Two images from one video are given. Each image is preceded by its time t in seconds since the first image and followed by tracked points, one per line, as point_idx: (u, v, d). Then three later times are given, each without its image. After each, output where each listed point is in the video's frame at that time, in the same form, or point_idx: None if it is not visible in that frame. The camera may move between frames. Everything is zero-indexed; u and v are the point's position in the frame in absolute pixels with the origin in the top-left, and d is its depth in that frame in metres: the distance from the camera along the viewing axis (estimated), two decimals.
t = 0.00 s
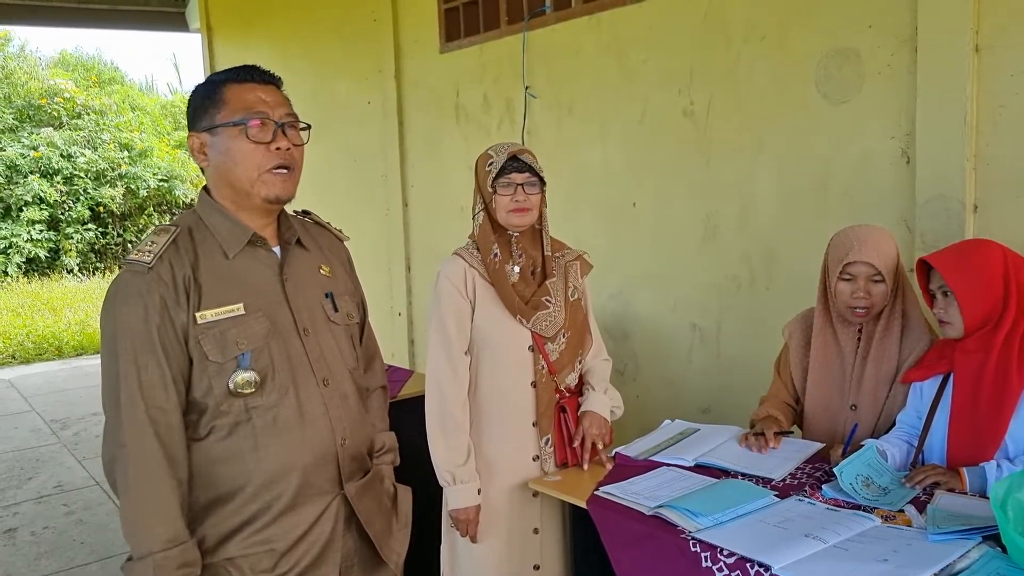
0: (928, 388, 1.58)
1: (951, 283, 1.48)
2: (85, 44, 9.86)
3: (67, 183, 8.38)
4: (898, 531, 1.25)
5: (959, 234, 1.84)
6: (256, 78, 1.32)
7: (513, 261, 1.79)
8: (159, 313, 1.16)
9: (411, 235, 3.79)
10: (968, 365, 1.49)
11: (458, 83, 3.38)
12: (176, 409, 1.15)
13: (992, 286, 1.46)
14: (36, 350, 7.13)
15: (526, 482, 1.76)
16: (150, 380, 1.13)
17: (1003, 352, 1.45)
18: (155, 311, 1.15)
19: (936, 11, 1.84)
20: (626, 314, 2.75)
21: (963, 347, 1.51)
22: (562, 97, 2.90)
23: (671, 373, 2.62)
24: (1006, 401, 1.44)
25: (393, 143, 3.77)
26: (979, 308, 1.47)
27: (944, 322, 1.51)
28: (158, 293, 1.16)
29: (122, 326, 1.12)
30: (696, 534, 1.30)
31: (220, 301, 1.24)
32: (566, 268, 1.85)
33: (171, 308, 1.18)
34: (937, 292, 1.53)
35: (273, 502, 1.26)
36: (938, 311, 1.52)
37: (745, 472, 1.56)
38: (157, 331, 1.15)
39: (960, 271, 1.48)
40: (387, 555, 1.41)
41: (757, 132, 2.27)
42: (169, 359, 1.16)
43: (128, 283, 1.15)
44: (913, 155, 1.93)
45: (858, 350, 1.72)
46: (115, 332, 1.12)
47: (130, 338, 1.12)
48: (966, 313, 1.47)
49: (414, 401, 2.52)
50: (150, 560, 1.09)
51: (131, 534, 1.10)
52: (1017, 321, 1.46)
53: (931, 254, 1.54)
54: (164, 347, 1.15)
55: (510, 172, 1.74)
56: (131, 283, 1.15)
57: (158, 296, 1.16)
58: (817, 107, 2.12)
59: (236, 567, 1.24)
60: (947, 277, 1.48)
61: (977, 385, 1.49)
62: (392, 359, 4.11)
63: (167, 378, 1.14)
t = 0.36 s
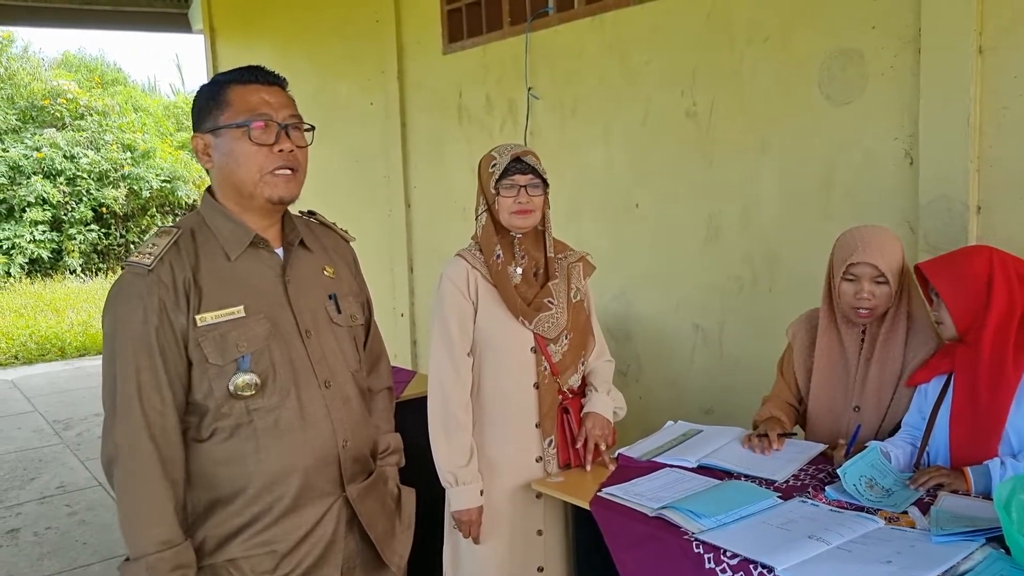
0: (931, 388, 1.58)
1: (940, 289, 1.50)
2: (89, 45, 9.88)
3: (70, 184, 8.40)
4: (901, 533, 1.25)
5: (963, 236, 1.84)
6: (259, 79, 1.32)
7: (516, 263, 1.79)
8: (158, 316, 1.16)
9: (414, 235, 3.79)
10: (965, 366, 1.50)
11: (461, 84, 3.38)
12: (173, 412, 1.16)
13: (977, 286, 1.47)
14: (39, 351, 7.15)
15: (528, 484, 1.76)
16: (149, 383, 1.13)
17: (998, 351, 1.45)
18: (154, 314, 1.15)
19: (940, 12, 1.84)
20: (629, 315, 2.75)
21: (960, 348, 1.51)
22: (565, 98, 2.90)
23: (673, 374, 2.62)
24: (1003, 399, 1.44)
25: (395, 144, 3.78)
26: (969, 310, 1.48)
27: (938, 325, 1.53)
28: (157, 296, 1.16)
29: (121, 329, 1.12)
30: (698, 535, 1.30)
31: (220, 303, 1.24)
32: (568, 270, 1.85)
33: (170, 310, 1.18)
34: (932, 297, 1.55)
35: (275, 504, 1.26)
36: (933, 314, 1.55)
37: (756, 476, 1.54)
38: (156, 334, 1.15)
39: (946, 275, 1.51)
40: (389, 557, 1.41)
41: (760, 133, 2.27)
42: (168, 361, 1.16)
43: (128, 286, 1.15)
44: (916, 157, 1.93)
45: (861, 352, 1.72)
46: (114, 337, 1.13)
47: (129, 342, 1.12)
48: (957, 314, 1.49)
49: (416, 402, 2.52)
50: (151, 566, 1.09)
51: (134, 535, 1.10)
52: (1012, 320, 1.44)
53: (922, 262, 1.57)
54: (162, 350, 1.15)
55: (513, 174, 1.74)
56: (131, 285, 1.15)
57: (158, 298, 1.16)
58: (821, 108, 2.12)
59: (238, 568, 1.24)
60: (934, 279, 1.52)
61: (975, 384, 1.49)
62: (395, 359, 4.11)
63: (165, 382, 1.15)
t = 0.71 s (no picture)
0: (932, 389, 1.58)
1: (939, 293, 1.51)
2: (90, 45, 9.89)
3: (72, 184, 8.41)
4: (902, 534, 1.24)
5: (963, 237, 1.83)
6: (255, 79, 1.32)
7: (515, 263, 1.79)
8: (156, 316, 1.16)
9: (415, 236, 3.79)
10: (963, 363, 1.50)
11: (461, 85, 3.38)
12: (174, 413, 1.15)
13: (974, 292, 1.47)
14: (40, 351, 7.15)
15: (528, 485, 1.76)
16: (147, 384, 1.13)
17: (993, 351, 1.46)
18: (152, 315, 1.15)
19: (940, 12, 1.83)
20: (630, 316, 2.75)
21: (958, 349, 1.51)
22: (565, 98, 2.90)
23: (674, 374, 2.61)
24: (1000, 396, 1.45)
25: (396, 144, 3.78)
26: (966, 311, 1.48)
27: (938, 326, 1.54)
28: (154, 297, 1.16)
29: (120, 329, 1.13)
30: (699, 537, 1.29)
31: (217, 304, 1.24)
32: (567, 270, 1.85)
33: (167, 311, 1.18)
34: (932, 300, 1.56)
35: (273, 505, 1.26)
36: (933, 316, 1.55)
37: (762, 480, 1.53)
38: (154, 335, 1.15)
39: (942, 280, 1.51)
40: (388, 559, 1.41)
41: (760, 134, 2.27)
42: (165, 362, 1.16)
43: (126, 286, 1.15)
44: (917, 158, 1.92)
45: (858, 352, 1.71)
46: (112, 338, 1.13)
47: (127, 344, 1.12)
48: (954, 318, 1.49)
49: (417, 402, 2.52)
50: (150, 567, 1.09)
51: (133, 535, 1.10)
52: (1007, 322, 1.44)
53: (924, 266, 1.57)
54: (161, 352, 1.15)
55: (513, 174, 1.74)
56: (127, 287, 1.15)
57: (156, 299, 1.17)
58: (821, 109, 2.12)
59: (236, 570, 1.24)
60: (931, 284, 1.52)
61: (971, 381, 1.49)
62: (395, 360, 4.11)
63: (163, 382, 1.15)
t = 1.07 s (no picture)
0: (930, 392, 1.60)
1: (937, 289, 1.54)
2: (91, 45, 9.90)
3: (72, 185, 8.42)
4: (902, 536, 1.24)
5: (964, 237, 1.83)
6: (254, 80, 1.32)
7: (514, 264, 1.79)
8: (153, 317, 1.16)
9: (415, 236, 3.79)
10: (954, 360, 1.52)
11: (461, 85, 3.38)
12: (171, 414, 1.15)
13: (972, 292, 1.50)
14: (40, 351, 7.15)
15: (527, 485, 1.76)
16: (145, 385, 1.13)
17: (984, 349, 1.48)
18: (150, 316, 1.15)
19: (940, 12, 1.83)
20: (630, 316, 2.74)
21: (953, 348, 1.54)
22: (566, 99, 2.89)
23: (675, 375, 2.61)
24: (989, 394, 1.46)
25: (396, 145, 3.78)
26: (962, 308, 1.51)
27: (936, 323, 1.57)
28: (155, 297, 1.16)
29: (116, 330, 1.13)
30: (698, 537, 1.29)
31: (216, 304, 1.24)
32: (567, 271, 1.85)
33: (167, 311, 1.18)
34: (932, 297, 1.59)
35: (272, 505, 1.26)
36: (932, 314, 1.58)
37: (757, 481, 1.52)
38: (151, 335, 1.15)
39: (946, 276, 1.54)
40: (387, 559, 1.41)
41: (760, 134, 2.27)
42: (165, 363, 1.16)
43: (123, 286, 1.15)
44: (917, 158, 1.92)
45: (847, 349, 1.70)
46: (112, 338, 1.13)
47: (127, 344, 1.13)
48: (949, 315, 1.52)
49: (416, 403, 2.52)
50: (150, 568, 1.09)
51: (132, 536, 1.10)
52: (999, 321, 1.48)
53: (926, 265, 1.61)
54: (159, 352, 1.15)
55: (512, 175, 1.74)
56: (128, 287, 1.15)
57: (154, 300, 1.17)
58: (821, 109, 2.12)
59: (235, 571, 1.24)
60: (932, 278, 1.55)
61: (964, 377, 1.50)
62: (395, 361, 4.10)
63: (161, 383, 1.14)
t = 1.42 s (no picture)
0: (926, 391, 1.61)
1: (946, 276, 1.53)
2: (91, 45, 9.90)
3: (72, 185, 8.41)
4: (900, 537, 1.24)
5: (963, 238, 1.83)
6: (231, 81, 1.31)
7: (514, 264, 1.79)
8: (147, 318, 1.15)
9: (414, 237, 3.79)
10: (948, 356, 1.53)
11: (461, 85, 3.38)
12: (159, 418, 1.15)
13: (980, 290, 1.51)
14: (40, 352, 7.15)
15: (527, 486, 1.76)
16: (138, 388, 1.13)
17: (980, 345, 1.49)
18: (145, 317, 1.15)
19: (940, 13, 1.83)
20: (630, 316, 2.74)
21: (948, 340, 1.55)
22: (565, 99, 2.89)
23: (674, 376, 2.61)
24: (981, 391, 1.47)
25: (396, 145, 3.78)
26: (966, 301, 1.51)
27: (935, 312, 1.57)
28: (148, 299, 1.16)
29: (109, 331, 1.12)
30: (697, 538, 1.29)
31: (209, 306, 1.24)
32: (566, 272, 1.84)
33: (160, 313, 1.18)
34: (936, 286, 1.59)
35: (267, 507, 1.26)
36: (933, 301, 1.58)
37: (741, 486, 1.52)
38: (145, 336, 1.14)
39: (958, 267, 1.53)
40: (383, 561, 1.40)
41: (759, 135, 2.27)
42: (156, 367, 1.15)
43: (118, 288, 1.15)
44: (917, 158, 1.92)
45: (838, 352, 1.70)
46: (106, 342, 1.12)
47: (119, 347, 1.12)
48: (954, 307, 1.52)
49: (415, 403, 2.52)
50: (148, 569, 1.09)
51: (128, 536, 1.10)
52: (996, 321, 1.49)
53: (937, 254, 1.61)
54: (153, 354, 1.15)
55: (511, 175, 1.74)
56: (122, 288, 1.15)
57: (149, 301, 1.16)
58: (821, 109, 2.11)
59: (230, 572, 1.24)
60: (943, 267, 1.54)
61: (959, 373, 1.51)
62: (395, 361, 4.10)
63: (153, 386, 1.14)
